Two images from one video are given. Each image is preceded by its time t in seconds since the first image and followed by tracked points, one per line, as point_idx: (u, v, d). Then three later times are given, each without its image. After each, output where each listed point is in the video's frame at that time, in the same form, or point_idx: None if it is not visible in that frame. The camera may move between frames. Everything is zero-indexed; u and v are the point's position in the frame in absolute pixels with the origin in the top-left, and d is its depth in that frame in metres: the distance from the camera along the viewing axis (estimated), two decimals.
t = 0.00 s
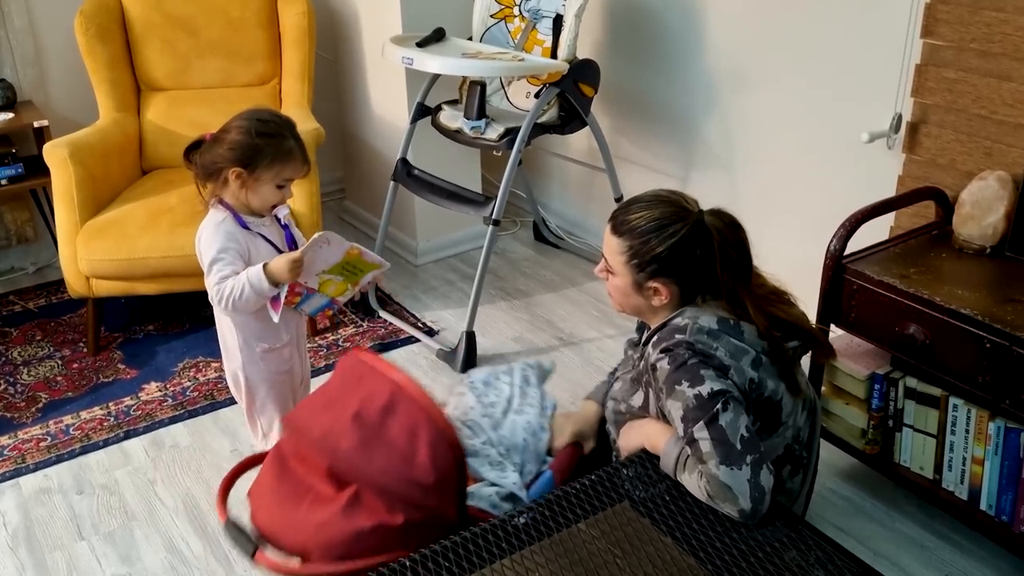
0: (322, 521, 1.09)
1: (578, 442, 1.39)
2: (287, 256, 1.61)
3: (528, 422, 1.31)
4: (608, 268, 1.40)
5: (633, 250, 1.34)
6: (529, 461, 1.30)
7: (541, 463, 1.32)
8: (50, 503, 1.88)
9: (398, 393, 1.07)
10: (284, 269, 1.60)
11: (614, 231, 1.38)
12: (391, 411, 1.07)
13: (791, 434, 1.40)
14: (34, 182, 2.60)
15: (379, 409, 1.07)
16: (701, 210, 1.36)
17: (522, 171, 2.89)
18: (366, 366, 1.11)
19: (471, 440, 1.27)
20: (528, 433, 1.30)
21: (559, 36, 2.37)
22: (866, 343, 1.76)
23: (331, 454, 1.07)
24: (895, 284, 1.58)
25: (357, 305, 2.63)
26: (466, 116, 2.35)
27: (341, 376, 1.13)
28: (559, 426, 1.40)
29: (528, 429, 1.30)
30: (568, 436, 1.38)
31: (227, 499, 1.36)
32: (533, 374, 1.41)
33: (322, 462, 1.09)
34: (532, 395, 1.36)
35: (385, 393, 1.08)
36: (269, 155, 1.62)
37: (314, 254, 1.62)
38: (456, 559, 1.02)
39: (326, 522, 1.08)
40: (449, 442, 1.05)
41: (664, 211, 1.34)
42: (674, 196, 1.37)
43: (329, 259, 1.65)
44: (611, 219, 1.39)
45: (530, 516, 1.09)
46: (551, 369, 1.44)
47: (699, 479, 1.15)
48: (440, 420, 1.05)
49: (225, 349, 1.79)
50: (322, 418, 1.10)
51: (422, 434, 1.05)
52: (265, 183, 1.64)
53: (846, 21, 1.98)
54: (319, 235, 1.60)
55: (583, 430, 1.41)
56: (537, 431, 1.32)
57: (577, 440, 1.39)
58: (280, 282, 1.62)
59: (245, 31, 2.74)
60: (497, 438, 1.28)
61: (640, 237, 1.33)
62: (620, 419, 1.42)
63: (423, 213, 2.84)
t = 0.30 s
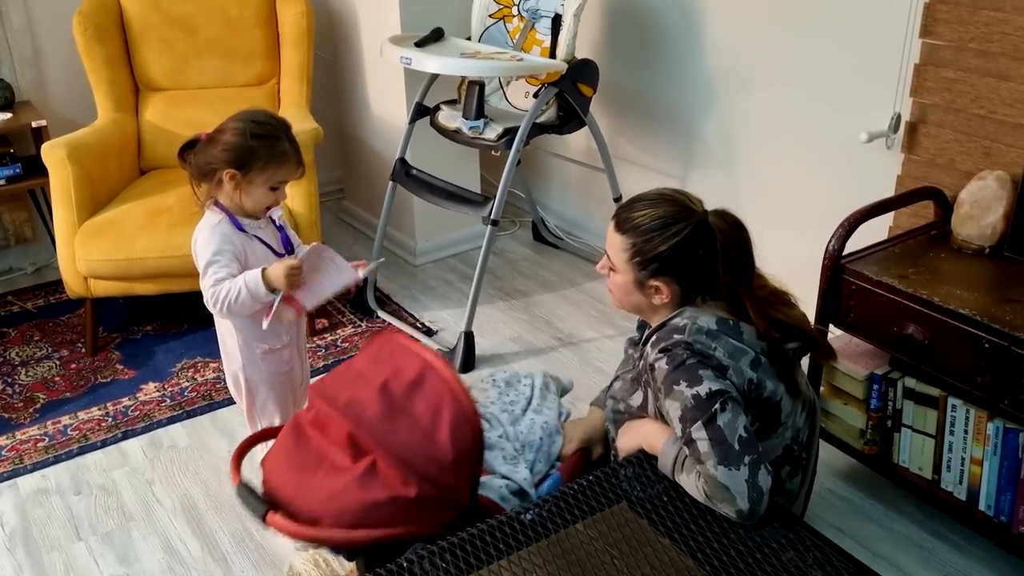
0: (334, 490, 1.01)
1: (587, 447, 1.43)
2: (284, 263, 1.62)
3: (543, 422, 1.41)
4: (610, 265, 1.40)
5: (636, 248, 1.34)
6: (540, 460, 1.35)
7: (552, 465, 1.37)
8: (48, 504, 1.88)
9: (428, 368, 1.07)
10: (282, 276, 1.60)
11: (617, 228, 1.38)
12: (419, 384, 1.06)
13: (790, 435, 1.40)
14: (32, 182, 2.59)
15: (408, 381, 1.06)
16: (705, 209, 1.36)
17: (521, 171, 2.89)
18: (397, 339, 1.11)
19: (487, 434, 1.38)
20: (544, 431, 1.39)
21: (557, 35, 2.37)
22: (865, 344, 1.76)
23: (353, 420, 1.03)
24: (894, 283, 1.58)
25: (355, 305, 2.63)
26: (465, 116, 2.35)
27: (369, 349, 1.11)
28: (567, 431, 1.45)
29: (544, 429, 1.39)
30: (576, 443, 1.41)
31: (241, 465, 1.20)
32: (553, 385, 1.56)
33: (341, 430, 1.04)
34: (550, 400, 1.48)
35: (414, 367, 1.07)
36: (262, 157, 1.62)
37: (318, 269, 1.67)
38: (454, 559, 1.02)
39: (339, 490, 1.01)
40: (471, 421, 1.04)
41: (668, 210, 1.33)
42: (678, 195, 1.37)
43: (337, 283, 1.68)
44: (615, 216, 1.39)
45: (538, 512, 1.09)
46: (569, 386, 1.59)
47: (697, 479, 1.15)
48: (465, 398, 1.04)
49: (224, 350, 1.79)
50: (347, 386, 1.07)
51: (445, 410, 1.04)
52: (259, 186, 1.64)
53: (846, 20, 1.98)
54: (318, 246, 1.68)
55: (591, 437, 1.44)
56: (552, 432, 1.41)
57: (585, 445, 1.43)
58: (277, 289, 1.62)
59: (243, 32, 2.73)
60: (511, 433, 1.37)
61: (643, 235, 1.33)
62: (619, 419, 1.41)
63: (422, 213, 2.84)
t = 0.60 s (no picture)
0: (289, 547, 1.09)
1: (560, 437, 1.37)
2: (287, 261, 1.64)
3: (503, 421, 1.35)
4: (611, 265, 1.40)
5: (640, 252, 1.33)
6: (508, 459, 1.33)
7: (523, 459, 1.34)
8: (47, 504, 1.88)
9: (357, 414, 1.11)
10: (285, 272, 1.62)
11: (621, 229, 1.37)
12: (351, 432, 1.10)
13: (786, 436, 1.40)
14: (30, 182, 2.60)
15: (341, 430, 1.11)
16: (710, 215, 1.36)
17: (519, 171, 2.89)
18: (328, 385, 1.16)
19: (448, 442, 1.33)
20: (505, 432, 1.34)
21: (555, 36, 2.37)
22: (862, 344, 1.76)
23: (296, 481, 1.10)
24: (891, 284, 1.58)
25: (354, 306, 2.63)
26: (463, 116, 2.35)
27: (306, 402, 1.17)
28: (536, 421, 1.38)
29: (505, 428, 1.34)
30: (548, 432, 1.36)
31: (208, 521, 1.23)
32: (512, 364, 1.46)
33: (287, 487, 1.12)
34: (511, 390, 1.41)
35: (345, 415, 1.11)
36: (256, 160, 1.62)
37: (319, 267, 1.67)
38: (451, 560, 1.03)
39: (294, 547, 1.08)
40: (411, 459, 1.06)
41: (673, 215, 1.33)
42: (683, 198, 1.36)
43: (338, 285, 1.65)
44: (619, 216, 1.39)
45: (530, 515, 1.10)
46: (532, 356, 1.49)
47: (693, 479, 1.15)
48: (399, 438, 1.07)
49: (223, 351, 1.79)
50: (288, 446, 1.14)
51: (382, 453, 1.07)
52: (254, 189, 1.64)
53: (843, 21, 1.98)
54: (317, 239, 1.68)
55: (564, 424, 1.39)
56: (514, 429, 1.35)
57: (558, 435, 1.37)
58: (282, 287, 1.64)
59: (242, 32, 2.74)
60: (472, 439, 1.33)
61: (647, 240, 1.33)
62: (615, 420, 1.41)
63: (420, 214, 2.84)
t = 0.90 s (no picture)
0: (325, 493, 1.09)
1: (579, 450, 1.41)
2: (280, 251, 1.63)
3: (535, 425, 1.37)
4: (607, 266, 1.40)
5: (637, 256, 1.34)
6: (532, 463, 1.34)
7: (544, 467, 1.36)
8: (45, 504, 1.88)
9: (413, 376, 1.12)
10: (278, 262, 1.61)
11: (618, 232, 1.38)
12: (404, 392, 1.11)
13: (782, 435, 1.40)
14: (29, 182, 2.60)
15: (394, 388, 1.11)
16: (708, 219, 1.36)
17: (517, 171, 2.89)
18: (384, 347, 1.16)
19: (479, 436, 1.36)
20: (535, 435, 1.36)
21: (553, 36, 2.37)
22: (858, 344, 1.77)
23: (341, 428, 1.10)
24: (887, 284, 1.59)
25: (352, 306, 2.64)
26: (462, 116, 2.35)
27: (358, 357, 1.17)
28: (560, 433, 1.42)
29: (535, 432, 1.37)
30: (569, 445, 1.40)
31: (232, 468, 1.26)
32: (546, 384, 1.49)
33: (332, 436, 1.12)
34: (543, 401, 1.44)
35: (399, 375, 1.12)
36: (248, 161, 1.62)
37: (312, 254, 1.65)
38: (447, 559, 1.03)
39: (330, 493, 1.09)
40: (459, 427, 1.08)
41: (670, 219, 1.33)
42: (681, 201, 1.36)
43: (329, 274, 1.63)
44: (616, 219, 1.39)
45: (530, 512, 1.10)
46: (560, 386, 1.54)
47: (689, 479, 1.16)
48: (454, 405, 1.08)
49: (220, 353, 1.80)
50: (336, 393, 1.13)
51: (434, 416, 1.08)
52: (247, 189, 1.64)
53: (840, 21, 1.98)
54: (307, 226, 1.66)
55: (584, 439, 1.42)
56: (543, 435, 1.37)
57: (577, 448, 1.41)
58: (278, 279, 1.64)
59: (241, 32, 2.74)
60: (503, 436, 1.35)
61: (644, 244, 1.33)
62: (612, 420, 1.42)
63: (419, 214, 2.84)
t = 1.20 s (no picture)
0: (315, 503, 1.06)
1: (575, 447, 1.42)
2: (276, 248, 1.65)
3: (530, 424, 1.45)
4: (606, 265, 1.41)
5: (636, 256, 1.34)
6: (528, 462, 1.40)
7: (541, 465, 1.41)
8: (45, 503, 1.89)
9: (403, 378, 1.08)
10: (275, 258, 1.63)
11: (618, 231, 1.38)
12: (395, 395, 1.08)
13: (781, 434, 1.41)
14: (29, 182, 2.60)
15: (384, 393, 1.08)
16: (707, 219, 1.36)
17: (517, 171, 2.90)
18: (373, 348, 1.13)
19: (476, 435, 1.45)
20: (531, 433, 1.44)
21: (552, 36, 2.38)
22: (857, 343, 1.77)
23: (331, 436, 1.07)
24: (885, 284, 1.59)
25: (352, 305, 2.64)
26: (461, 116, 2.35)
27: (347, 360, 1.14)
28: (556, 429, 1.45)
29: (531, 431, 1.44)
30: (564, 441, 1.42)
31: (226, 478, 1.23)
32: (543, 382, 1.60)
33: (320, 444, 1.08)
34: (539, 400, 1.54)
35: (390, 378, 1.09)
36: (244, 162, 1.62)
37: (307, 251, 1.67)
38: (445, 557, 1.03)
39: (319, 504, 1.06)
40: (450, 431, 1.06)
41: (670, 219, 1.33)
42: (681, 202, 1.37)
43: (317, 268, 1.62)
44: (616, 219, 1.39)
45: (524, 513, 1.10)
46: (559, 382, 1.63)
47: (688, 477, 1.16)
48: (444, 408, 1.06)
49: (218, 353, 1.80)
50: (324, 397, 1.11)
51: (424, 421, 1.06)
52: (242, 189, 1.65)
53: (839, 21, 1.98)
54: (300, 223, 1.67)
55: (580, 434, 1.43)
56: (539, 433, 1.45)
57: (573, 444, 1.42)
58: (275, 276, 1.65)
59: (241, 32, 2.74)
60: (499, 435, 1.43)
61: (643, 243, 1.34)
62: (611, 420, 1.42)
63: (419, 213, 2.84)
